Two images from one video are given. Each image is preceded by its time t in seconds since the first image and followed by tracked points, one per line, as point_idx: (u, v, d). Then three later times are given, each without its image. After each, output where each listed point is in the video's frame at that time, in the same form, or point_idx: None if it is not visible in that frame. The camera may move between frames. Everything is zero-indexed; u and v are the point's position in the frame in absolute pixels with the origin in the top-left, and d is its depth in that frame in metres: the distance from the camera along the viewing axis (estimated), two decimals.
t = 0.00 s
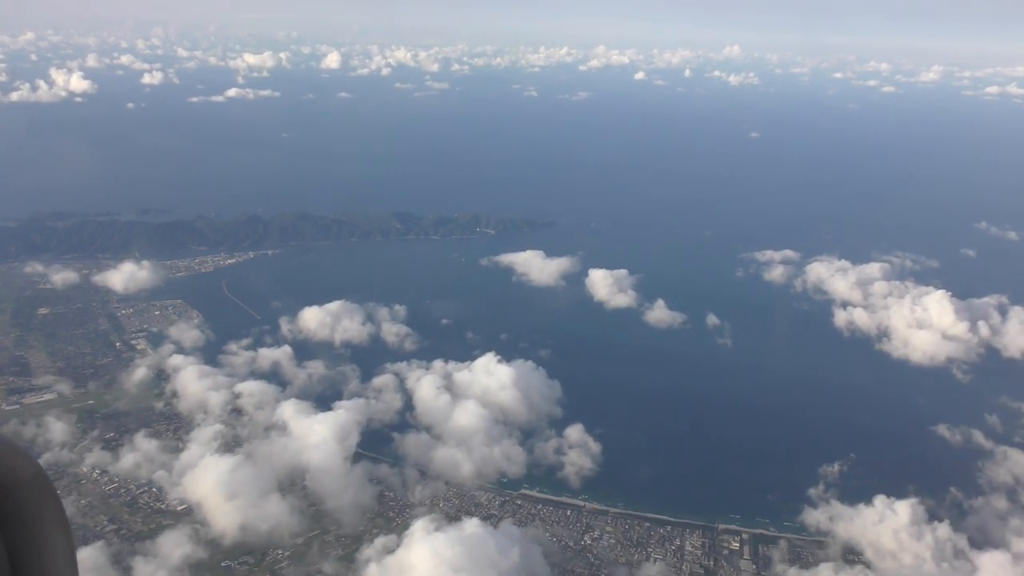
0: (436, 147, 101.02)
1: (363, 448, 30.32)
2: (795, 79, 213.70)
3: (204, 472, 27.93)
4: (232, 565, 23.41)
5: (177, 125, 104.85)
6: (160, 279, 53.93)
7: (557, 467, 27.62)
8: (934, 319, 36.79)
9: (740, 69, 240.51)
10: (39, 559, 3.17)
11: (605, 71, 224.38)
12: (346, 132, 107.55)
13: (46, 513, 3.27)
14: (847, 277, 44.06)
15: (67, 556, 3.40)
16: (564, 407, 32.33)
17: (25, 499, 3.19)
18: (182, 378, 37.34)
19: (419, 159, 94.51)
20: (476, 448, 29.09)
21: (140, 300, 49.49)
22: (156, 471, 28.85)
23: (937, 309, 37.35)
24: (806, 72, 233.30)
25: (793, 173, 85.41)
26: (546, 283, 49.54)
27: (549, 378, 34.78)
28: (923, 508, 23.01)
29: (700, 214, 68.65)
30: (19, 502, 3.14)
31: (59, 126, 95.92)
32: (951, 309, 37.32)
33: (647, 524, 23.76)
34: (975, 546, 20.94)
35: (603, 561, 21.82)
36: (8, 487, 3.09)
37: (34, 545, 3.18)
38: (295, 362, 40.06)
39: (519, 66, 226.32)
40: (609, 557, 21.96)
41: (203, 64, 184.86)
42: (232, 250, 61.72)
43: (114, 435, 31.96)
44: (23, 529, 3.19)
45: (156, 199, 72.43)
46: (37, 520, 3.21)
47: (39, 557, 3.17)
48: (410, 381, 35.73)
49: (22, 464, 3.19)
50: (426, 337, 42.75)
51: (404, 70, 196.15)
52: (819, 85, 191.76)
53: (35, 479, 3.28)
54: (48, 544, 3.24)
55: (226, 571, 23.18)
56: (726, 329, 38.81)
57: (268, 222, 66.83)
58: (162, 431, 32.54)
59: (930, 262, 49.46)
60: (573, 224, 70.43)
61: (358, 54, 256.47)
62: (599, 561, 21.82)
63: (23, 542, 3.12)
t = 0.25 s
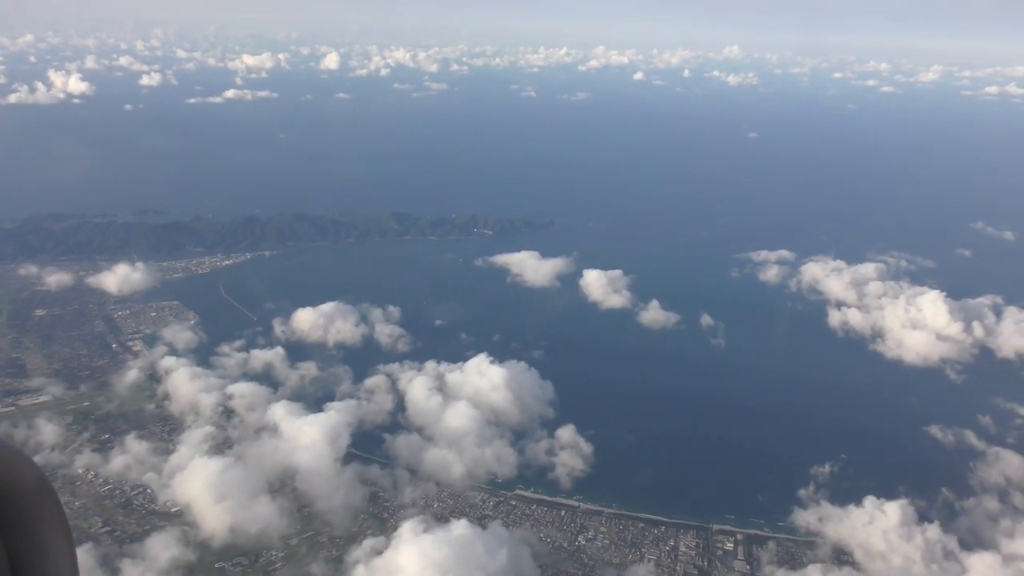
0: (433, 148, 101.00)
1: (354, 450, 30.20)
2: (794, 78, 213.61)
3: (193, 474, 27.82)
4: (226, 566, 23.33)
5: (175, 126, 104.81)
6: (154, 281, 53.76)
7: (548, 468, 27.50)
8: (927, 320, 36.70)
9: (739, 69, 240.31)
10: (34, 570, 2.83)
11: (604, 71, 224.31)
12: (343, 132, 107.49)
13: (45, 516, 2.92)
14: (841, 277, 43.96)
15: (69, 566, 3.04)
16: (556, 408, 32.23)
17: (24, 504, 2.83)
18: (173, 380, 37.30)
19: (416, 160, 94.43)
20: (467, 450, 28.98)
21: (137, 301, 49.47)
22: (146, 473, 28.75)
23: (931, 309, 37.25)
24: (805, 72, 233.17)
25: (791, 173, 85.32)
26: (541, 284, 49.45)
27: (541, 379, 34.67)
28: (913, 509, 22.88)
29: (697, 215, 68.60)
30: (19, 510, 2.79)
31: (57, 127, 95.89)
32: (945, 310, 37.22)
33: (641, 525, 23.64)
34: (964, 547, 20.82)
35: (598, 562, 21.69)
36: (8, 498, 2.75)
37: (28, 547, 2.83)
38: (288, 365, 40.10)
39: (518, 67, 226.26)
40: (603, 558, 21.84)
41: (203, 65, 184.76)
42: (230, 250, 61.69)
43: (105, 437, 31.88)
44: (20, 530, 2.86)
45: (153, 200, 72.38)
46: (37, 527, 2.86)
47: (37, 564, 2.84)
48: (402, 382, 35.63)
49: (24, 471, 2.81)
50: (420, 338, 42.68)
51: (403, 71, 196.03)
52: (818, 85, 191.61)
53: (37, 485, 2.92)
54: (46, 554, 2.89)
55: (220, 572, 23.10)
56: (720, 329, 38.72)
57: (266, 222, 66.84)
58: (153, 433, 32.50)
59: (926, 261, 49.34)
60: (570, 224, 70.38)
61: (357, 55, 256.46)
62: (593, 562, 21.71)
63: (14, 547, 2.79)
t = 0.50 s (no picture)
0: (431, 147, 100.78)
1: (346, 450, 30.11)
2: (794, 77, 213.09)
3: (184, 475, 27.73)
4: (221, 566, 23.26)
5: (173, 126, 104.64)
6: (149, 281, 53.54)
7: (541, 467, 27.40)
8: (923, 318, 36.57)
9: (739, 67, 239.97)
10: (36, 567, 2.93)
11: (604, 70, 224.04)
12: (341, 131, 107.32)
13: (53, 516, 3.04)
14: (837, 275, 43.82)
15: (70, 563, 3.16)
16: (549, 407, 32.12)
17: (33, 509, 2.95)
18: (166, 381, 37.22)
19: (414, 159, 94.29)
20: (459, 449, 28.88)
21: (135, 301, 49.37)
22: (137, 474, 28.65)
23: (927, 307, 37.11)
24: (805, 71, 232.82)
25: (789, 171, 85.09)
26: (536, 283, 49.32)
27: (535, 378, 34.56)
28: (905, 508, 22.77)
29: (694, 213, 68.41)
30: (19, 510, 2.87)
31: (55, 127, 95.75)
32: (941, 308, 37.08)
33: (636, 524, 23.53)
34: (956, 546, 20.71)
35: (593, 561, 21.59)
36: (10, 499, 2.82)
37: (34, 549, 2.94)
38: (281, 364, 40.07)
39: (518, 66, 225.76)
40: (598, 558, 21.74)
41: (203, 65, 184.54)
42: (228, 250, 61.60)
43: (97, 437, 31.77)
44: (28, 531, 2.97)
45: (149, 200, 72.16)
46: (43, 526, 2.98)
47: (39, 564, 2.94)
48: (395, 381, 35.53)
49: (29, 473, 2.90)
50: (414, 337, 42.59)
51: (402, 70, 195.79)
52: (818, 84, 191.02)
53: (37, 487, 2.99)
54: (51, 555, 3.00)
55: (215, 572, 23.04)
56: (715, 328, 38.59)
57: (264, 222, 66.67)
58: (145, 434, 32.42)
59: (923, 259, 49.14)
60: (567, 223, 70.22)
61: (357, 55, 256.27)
62: (588, 561, 21.61)
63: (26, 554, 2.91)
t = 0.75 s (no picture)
0: (428, 139, 100.19)
1: (337, 442, 30.04)
2: (793, 67, 211.72)
3: (174, 467, 27.68)
4: (216, 557, 23.27)
5: (169, 118, 103.92)
6: (143, 274, 53.25)
7: (532, 459, 27.33)
8: (917, 309, 36.45)
9: (738, 57, 238.53)
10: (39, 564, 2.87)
11: (603, 61, 222.67)
12: (338, 123, 106.75)
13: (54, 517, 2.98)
14: (832, 266, 43.67)
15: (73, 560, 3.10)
16: (542, 398, 32.04)
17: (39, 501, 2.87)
18: (158, 373, 37.13)
19: (411, 150, 93.81)
20: (451, 442, 28.81)
21: (132, 294, 49.17)
22: (128, 466, 28.61)
23: (921, 298, 36.95)
24: (805, 61, 231.35)
25: (787, 162, 84.63)
26: (530, 275, 49.17)
27: (528, 370, 34.44)
28: (895, 499, 22.71)
29: (691, 205, 68.08)
30: (21, 509, 2.79)
31: (50, 119, 95.07)
32: (935, 299, 36.92)
33: (630, 515, 23.49)
34: (946, 537, 20.66)
35: (587, 552, 21.55)
36: (9, 499, 2.71)
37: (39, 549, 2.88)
38: (274, 357, 40.05)
39: (518, 57, 224.11)
40: (592, 548, 21.69)
41: (201, 57, 183.40)
42: (225, 242, 61.39)
43: (87, 430, 31.67)
44: (27, 529, 2.88)
45: (144, 192, 71.72)
46: (42, 526, 2.88)
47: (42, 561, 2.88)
48: (387, 373, 35.46)
49: (28, 471, 2.78)
50: (407, 330, 42.51)
51: (400, 61, 194.48)
52: (818, 74, 189.74)
53: (37, 486, 2.88)
54: (51, 555, 2.92)
55: (210, 563, 23.02)
56: (709, 319, 38.46)
57: (261, 214, 66.32)
58: (136, 427, 32.37)
59: (919, 250, 48.91)
60: (563, 215, 69.91)
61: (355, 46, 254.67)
62: (582, 552, 21.56)
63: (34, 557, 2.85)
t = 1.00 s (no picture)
0: (426, 129, 99.56)
1: (329, 433, 29.97)
2: (793, 57, 210.29)
3: (165, 459, 27.62)
4: (210, 548, 23.22)
5: (166, 108, 103.16)
6: (138, 266, 52.94)
7: (524, 451, 27.28)
8: (912, 300, 36.33)
9: (738, 47, 236.93)
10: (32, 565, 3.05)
11: (603, 50, 221.11)
12: (336, 113, 106.05)
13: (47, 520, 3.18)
14: (828, 257, 43.50)
15: (73, 561, 3.32)
16: (535, 390, 31.97)
17: (30, 505, 3.07)
18: (151, 365, 37.03)
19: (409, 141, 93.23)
20: (443, 433, 28.75)
21: (130, 285, 48.94)
22: (119, 458, 28.54)
23: (916, 289, 36.80)
24: (806, 51, 229.72)
25: (785, 153, 84.16)
26: (526, 267, 48.98)
27: (521, 361, 34.33)
28: (885, 490, 22.66)
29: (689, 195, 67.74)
30: (18, 510, 3.00)
31: (46, 110, 94.28)
32: (930, 290, 36.77)
33: (625, 505, 23.46)
34: (935, 528, 20.62)
35: (581, 542, 21.53)
36: (9, 499, 2.96)
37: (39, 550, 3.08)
38: (268, 348, 39.97)
39: (517, 47, 222.51)
40: (586, 539, 21.67)
41: (199, 47, 182.01)
42: (223, 233, 61.10)
43: (80, 421, 31.58)
44: (29, 531, 3.12)
45: (141, 183, 71.20)
46: (41, 525, 3.11)
47: (40, 559, 3.07)
48: (380, 365, 35.38)
49: (25, 472, 3.02)
50: (402, 322, 42.40)
51: (399, 51, 192.99)
52: (819, 64, 188.35)
53: (35, 485, 3.12)
54: (51, 553, 3.12)
55: (205, 554, 22.98)
56: (704, 311, 38.34)
57: (258, 206, 65.94)
58: (129, 419, 32.31)
59: (916, 240, 48.70)
60: (561, 206, 69.59)
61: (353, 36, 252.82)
62: (576, 542, 21.55)
63: (32, 556, 3.05)
